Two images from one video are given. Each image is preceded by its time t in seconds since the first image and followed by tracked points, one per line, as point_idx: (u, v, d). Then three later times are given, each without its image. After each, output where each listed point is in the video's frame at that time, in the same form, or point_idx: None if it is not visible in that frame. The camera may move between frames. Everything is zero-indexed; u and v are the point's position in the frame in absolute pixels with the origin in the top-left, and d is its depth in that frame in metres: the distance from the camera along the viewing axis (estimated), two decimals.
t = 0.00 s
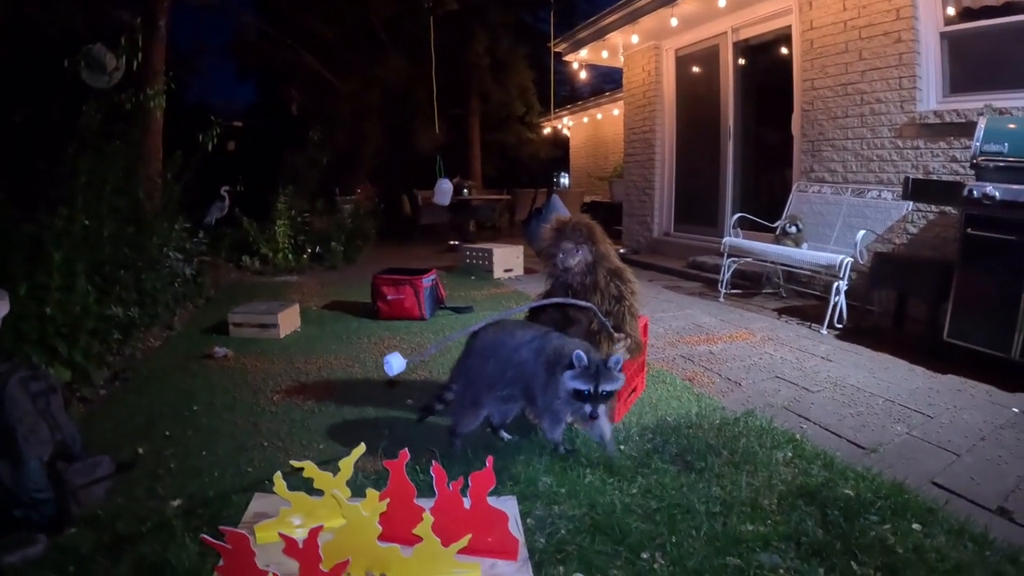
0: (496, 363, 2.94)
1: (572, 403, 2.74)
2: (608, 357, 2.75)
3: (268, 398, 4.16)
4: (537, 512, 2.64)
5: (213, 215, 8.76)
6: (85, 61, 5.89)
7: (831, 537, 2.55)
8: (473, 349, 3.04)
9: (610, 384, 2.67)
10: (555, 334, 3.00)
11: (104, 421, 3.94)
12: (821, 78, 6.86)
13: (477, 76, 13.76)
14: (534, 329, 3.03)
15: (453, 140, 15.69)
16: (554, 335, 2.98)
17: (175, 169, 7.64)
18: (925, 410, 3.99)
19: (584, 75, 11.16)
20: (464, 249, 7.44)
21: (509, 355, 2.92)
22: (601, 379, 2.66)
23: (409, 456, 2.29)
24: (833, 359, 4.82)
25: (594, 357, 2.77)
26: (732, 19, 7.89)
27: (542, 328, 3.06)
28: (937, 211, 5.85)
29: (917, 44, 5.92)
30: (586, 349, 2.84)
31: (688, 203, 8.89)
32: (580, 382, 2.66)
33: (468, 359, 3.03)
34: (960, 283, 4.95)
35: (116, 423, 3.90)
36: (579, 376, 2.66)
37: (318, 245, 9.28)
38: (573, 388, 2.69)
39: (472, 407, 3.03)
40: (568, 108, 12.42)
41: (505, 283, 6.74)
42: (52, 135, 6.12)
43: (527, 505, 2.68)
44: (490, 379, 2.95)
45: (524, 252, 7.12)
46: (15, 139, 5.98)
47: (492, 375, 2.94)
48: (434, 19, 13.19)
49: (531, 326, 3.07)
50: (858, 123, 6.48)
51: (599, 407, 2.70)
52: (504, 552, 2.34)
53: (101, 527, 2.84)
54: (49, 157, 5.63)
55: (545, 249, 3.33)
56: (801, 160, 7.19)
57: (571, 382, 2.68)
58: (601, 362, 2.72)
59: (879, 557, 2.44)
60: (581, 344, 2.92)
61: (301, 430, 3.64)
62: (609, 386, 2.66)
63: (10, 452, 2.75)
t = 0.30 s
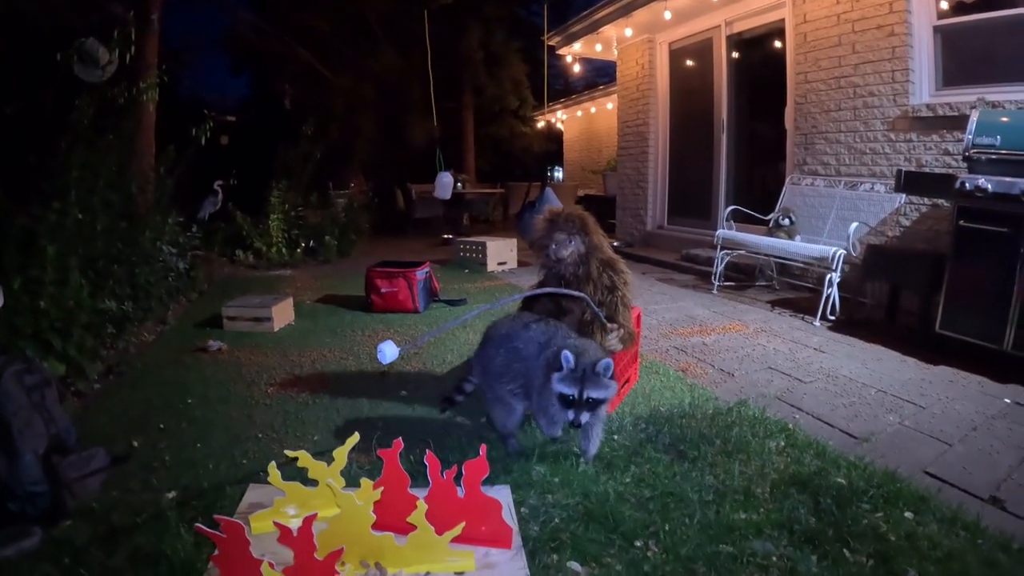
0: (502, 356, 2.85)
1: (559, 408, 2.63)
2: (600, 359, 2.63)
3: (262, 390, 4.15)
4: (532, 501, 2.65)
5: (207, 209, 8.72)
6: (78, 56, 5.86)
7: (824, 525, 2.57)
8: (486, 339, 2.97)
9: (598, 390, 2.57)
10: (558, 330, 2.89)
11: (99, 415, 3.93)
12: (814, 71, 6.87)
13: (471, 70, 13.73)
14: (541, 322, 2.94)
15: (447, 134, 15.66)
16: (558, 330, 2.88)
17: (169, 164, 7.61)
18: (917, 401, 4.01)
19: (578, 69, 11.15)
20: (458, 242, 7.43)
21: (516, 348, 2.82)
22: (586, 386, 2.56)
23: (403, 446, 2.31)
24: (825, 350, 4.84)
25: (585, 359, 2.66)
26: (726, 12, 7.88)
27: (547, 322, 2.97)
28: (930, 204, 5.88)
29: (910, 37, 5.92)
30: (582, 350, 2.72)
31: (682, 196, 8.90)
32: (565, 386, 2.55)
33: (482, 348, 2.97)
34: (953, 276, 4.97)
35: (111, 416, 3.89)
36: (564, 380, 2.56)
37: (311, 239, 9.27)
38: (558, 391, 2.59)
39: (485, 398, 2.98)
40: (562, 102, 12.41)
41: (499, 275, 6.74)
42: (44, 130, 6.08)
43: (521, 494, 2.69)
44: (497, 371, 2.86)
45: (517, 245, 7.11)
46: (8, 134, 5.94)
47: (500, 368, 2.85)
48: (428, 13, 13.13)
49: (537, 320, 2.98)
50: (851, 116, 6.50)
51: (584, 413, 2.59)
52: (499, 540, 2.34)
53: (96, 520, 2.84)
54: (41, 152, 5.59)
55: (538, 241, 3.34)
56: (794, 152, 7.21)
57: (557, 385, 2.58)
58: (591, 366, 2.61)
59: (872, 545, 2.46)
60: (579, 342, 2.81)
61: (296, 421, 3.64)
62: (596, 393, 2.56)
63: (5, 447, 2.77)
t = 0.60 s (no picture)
0: (506, 346, 2.89)
1: (562, 383, 2.62)
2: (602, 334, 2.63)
3: (262, 375, 4.16)
4: (532, 481, 2.67)
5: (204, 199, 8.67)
6: (76, 43, 5.80)
7: (822, 505, 2.59)
8: (491, 331, 3.02)
9: (599, 364, 2.54)
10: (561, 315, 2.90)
11: (99, 400, 3.93)
12: (812, 61, 6.87)
13: (468, 60, 13.69)
14: (542, 308, 2.96)
15: (444, 123, 15.62)
16: (559, 315, 2.89)
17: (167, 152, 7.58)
18: (913, 386, 4.05)
19: (576, 58, 11.13)
20: (455, 230, 7.43)
21: (517, 336, 2.84)
22: (588, 358, 2.54)
23: (405, 425, 2.32)
24: (822, 337, 4.87)
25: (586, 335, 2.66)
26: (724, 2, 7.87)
27: (550, 308, 2.99)
28: (926, 193, 5.90)
29: (908, 27, 5.93)
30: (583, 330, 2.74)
31: (679, 185, 8.91)
32: (567, 358, 2.55)
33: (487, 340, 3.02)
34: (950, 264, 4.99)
35: (111, 402, 3.89)
36: (566, 352, 2.56)
37: (309, 228, 9.28)
38: (560, 364, 2.59)
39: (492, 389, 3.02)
40: (559, 91, 12.39)
41: (498, 263, 6.75)
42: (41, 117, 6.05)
43: (522, 474, 2.71)
44: (502, 361, 2.91)
45: (515, 233, 7.12)
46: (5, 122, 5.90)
47: (504, 358, 2.88)
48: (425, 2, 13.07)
49: (539, 305, 3.00)
50: (849, 106, 6.51)
51: (585, 388, 2.57)
52: (500, 519, 2.35)
53: (98, 503, 2.84)
54: (38, 139, 5.56)
55: (539, 224, 3.38)
56: (792, 142, 7.22)
57: (559, 359, 2.57)
58: (594, 342, 2.60)
59: (870, 525, 2.49)
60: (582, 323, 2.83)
61: (297, 405, 3.65)
62: (598, 366, 2.53)
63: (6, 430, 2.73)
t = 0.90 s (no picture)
0: (505, 327, 2.90)
1: (569, 369, 2.61)
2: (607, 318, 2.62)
3: (261, 358, 4.15)
4: (533, 459, 2.69)
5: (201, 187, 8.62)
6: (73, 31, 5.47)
7: (820, 482, 2.61)
8: (490, 312, 3.03)
9: (607, 348, 2.54)
10: (559, 298, 2.90)
11: (98, 384, 3.92)
12: (810, 47, 6.86)
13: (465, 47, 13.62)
14: (541, 290, 2.96)
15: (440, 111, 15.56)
16: (559, 297, 2.89)
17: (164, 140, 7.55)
18: (909, 369, 4.07)
19: (573, 45, 11.09)
20: (452, 216, 7.42)
21: (515, 319, 2.85)
22: (597, 344, 2.53)
23: (406, 401, 2.33)
24: (819, 321, 4.89)
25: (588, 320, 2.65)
26: None
27: (550, 290, 2.99)
28: (923, 180, 5.91)
29: (906, 14, 5.93)
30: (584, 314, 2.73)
31: (677, 172, 8.90)
32: (574, 347, 2.53)
33: (485, 320, 3.04)
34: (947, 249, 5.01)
35: (111, 386, 3.89)
36: (572, 340, 2.54)
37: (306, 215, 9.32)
38: (568, 352, 2.57)
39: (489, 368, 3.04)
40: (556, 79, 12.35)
41: (495, 249, 6.75)
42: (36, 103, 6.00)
43: (522, 452, 2.73)
44: (501, 342, 2.92)
45: (513, 219, 7.13)
46: None
47: (502, 339, 2.90)
48: None
49: (537, 287, 2.99)
50: (846, 92, 6.51)
51: (595, 374, 2.57)
52: (500, 496, 2.36)
53: (99, 484, 2.85)
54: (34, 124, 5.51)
55: (537, 206, 3.40)
56: (789, 128, 7.21)
57: (566, 347, 2.55)
58: (598, 326, 2.58)
59: (868, 503, 2.51)
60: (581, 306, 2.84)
61: (296, 387, 3.65)
62: (607, 350, 2.53)
63: (5, 411, 2.76)
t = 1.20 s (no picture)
0: (506, 327, 2.85)
1: (576, 391, 2.42)
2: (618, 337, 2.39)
3: (258, 348, 4.15)
4: (529, 448, 2.69)
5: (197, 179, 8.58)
6: (70, 23, 5.22)
7: (816, 471, 2.62)
8: (490, 308, 3.02)
9: (618, 372, 2.36)
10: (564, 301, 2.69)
11: (95, 375, 3.91)
12: (807, 41, 6.86)
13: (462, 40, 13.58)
14: (540, 285, 2.91)
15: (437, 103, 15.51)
16: (557, 293, 2.85)
17: (161, 131, 7.52)
18: (904, 360, 4.09)
19: (571, 38, 11.08)
20: (449, 208, 7.41)
21: (519, 320, 2.76)
22: (608, 369, 2.33)
23: (402, 390, 2.34)
24: (815, 312, 4.90)
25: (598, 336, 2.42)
26: None
27: (548, 285, 2.94)
28: (920, 173, 5.91)
29: (903, 7, 5.93)
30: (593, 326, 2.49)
31: (675, 165, 8.89)
32: (583, 372, 2.32)
33: (485, 316, 3.01)
34: (944, 242, 5.03)
35: (109, 377, 3.88)
36: (582, 365, 2.32)
37: (303, 207, 9.28)
38: (577, 375, 2.37)
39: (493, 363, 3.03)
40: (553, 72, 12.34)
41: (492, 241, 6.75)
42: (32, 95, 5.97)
43: (519, 441, 2.73)
44: (502, 338, 2.88)
45: (509, 211, 7.13)
46: None
47: (505, 335, 2.84)
48: None
49: (535, 282, 2.94)
50: (843, 86, 6.51)
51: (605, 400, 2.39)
52: (497, 485, 2.36)
53: (97, 475, 2.84)
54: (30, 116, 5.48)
55: (534, 196, 3.44)
56: (786, 121, 7.20)
57: (574, 370, 2.35)
58: (608, 346, 2.37)
59: (863, 491, 2.53)
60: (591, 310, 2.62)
61: (292, 378, 3.64)
62: (617, 375, 2.34)
63: (4, 401, 2.77)
